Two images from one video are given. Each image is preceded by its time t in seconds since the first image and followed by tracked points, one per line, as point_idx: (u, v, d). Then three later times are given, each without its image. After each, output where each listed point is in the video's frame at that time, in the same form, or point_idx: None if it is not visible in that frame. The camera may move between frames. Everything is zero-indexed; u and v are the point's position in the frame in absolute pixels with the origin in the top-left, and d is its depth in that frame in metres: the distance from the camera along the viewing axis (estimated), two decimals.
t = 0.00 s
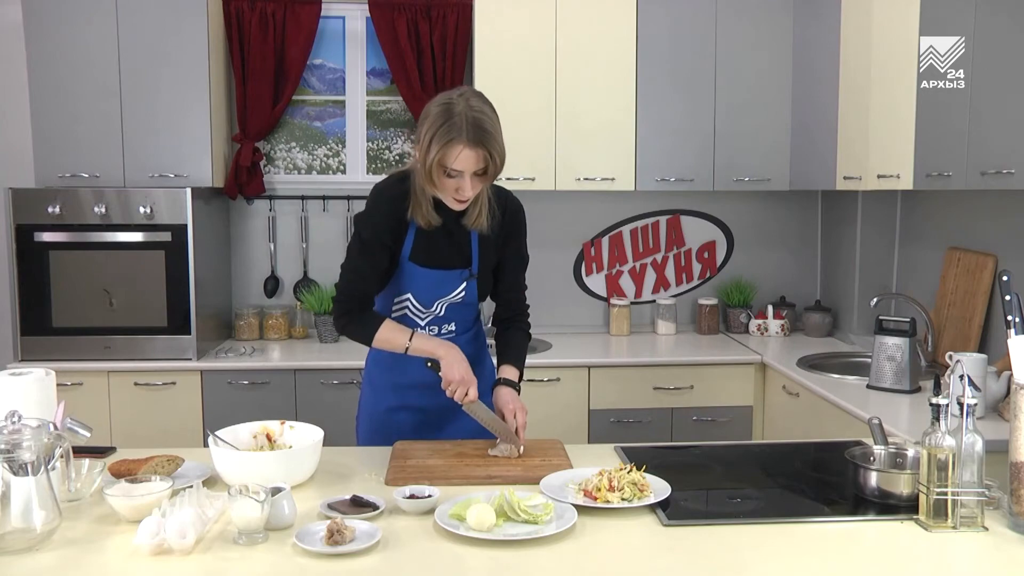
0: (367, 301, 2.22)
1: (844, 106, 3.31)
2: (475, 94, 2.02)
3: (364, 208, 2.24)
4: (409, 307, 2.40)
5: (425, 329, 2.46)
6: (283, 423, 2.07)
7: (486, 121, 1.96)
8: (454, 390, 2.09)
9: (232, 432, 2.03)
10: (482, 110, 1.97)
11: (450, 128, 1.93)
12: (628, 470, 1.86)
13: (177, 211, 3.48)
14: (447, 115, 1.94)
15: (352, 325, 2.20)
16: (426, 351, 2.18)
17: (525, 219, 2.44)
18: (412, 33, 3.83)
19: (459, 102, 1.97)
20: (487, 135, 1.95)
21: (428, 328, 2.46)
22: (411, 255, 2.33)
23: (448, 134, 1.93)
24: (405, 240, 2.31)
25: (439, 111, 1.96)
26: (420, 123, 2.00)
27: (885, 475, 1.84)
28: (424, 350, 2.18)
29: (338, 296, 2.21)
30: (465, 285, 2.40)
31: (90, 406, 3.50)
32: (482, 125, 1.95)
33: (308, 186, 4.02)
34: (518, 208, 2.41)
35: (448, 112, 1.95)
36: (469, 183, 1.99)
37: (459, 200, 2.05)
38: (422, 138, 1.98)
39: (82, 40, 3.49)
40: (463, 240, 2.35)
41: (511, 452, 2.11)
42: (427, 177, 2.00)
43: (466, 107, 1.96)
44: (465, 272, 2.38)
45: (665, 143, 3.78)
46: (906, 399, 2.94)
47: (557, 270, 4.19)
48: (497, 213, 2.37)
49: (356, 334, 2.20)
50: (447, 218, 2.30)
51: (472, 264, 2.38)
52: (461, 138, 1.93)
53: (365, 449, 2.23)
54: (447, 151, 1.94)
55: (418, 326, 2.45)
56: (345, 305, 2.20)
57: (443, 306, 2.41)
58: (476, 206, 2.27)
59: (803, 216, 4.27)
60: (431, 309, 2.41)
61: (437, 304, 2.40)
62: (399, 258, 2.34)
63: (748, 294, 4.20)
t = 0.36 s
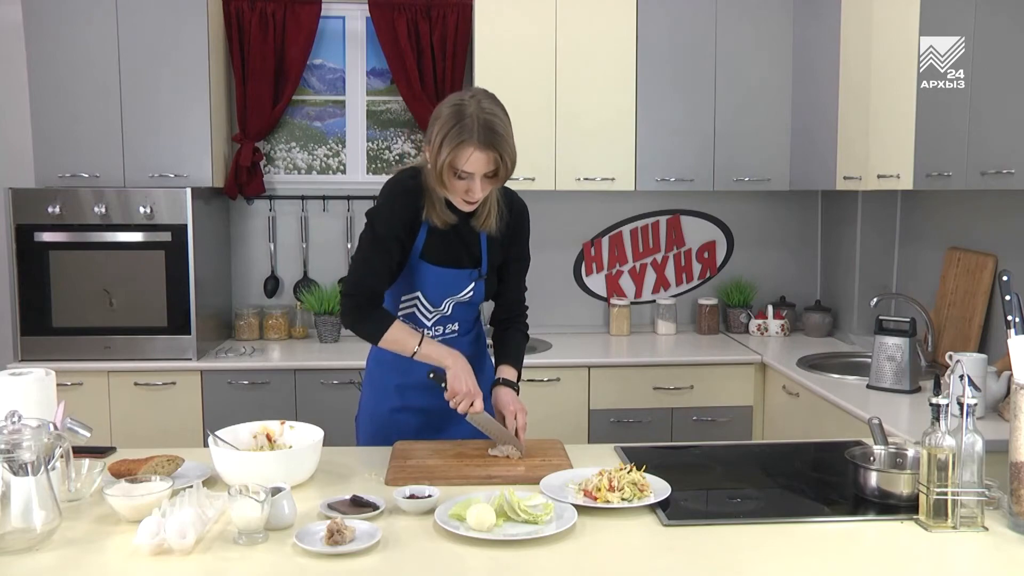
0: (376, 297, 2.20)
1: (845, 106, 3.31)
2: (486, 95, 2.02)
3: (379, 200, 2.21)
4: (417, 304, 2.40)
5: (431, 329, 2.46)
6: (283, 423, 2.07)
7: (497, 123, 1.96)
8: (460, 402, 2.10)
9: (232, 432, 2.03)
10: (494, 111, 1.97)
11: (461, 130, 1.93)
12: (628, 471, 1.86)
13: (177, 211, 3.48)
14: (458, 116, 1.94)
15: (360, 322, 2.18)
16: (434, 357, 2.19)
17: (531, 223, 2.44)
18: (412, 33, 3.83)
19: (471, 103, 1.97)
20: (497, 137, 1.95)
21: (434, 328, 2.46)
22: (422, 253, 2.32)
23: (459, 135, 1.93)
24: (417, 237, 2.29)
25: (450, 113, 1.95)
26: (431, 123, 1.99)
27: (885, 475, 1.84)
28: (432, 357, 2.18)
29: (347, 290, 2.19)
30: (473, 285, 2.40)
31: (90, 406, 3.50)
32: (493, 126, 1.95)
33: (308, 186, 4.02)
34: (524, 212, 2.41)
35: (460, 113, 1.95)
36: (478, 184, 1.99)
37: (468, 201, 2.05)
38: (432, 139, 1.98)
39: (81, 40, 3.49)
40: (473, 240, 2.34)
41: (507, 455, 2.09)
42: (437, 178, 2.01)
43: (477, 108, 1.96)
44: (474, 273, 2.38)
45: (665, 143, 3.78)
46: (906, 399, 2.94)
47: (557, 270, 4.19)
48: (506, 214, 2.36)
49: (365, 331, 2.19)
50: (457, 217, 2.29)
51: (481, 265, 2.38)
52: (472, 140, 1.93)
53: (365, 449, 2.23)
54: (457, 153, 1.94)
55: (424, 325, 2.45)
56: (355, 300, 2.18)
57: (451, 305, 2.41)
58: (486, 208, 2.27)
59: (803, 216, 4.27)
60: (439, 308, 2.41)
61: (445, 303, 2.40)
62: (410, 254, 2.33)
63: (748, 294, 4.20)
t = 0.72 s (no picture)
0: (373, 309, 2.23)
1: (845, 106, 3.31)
2: (478, 96, 2.02)
3: (370, 211, 2.21)
4: (414, 309, 2.40)
5: (429, 331, 2.46)
6: (283, 423, 2.07)
7: (490, 124, 1.96)
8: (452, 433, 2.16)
9: (232, 432, 2.03)
10: (486, 113, 1.97)
11: (454, 131, 1.93)
12: (628, 471, 1.86)
13: (177, 211, 3.48)
14: (450, 118, 1.95)
15: (359, 335, 2.21)
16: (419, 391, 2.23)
17: (527, 220, 2.43)
18: (412, 33, 3.83)
19: (463, 105, 1.97)
20: (491, 138, 1.95)
21: (433, 330, 2.46)
22: (416, 259, 2.31)
23: (452, 137, 1.93)
24: (410, 244, 2.29)
25: (443, 115, 1.96)
26: (423, 126, 2.00)
27: (885, 475, 1.84)
28: (417, 391, 2.22)
29: (347, 305, 2.22)
30: (469, 287, 2.39)
31: (90, 406, 3.50)
32: (486, 127, 1.95)
33: (308, 186, 4.02)
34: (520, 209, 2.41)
35: (452, 115, 1.95)
36: (472, 185, 1.99)
37: (463, 203, 2.05)
38: (425, 142, 1.98)
39: (81, 40, 3.49)
40: (467, 243, 2.34)
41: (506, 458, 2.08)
42: (431, 180, 2.01)
43: (470, 109, 1.96)
44: (469, 274, 2.38)
45: (665, 142, 3.78)
46: (906, 399, 2.94)
47: (557, 270, 4.19)
48: (501, 213, 2.36)
49: (363, 343, 2.22)
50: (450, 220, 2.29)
51: (476, 265, 2.38)
52: (465, 141, 1.93)
53: (365, 449, 2.23)
54: (451, 154, 1.94)
55: (422, 328, 2.45)
56: (352, 315, 2.21)
57: (447, 308, 2.41)
58: (479, 209, 2.27)
59: (803, 216, 4.27)
60: (435, 311, 2.40)
61: (441, 306, 2.40)
62: (404, 260, 2.32)
63: (748, 294, 4.20)
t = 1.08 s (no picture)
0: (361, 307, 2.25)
1: (845, 105, 3.31)
2: (455, 91, 2.02)
3: (355, 212, 2.25)
4: (405, 307, 2.40)
5: (424, 328, 2.46)
6: (283, 423, 2.07)
7: (468, 117, 1.96)
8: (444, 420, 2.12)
9: (232, 432, 2.03)
10: (464, 106, 1.98)
11: (432, 124, 1.93)
12: (628, 471, 1.86)
13: (177, 211, 3.48)
14: (427, 112, 1.95)
15: (348, 333, 2.23)
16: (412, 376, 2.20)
17: (518, 216, 2.43)
18: (412, 33, 3.83)
19: (441, 98, 1.97)
20: (469, 130, 1.95)
21: (427, 327, 2.46)
22: (403, 258, 2.33)
23: (430, 130, 1.93)
24: (396, 243, 2.31)
25: (421, 109, 1.96)
26: (402, 121, 2.00)
27: (885, 475, 1.84)
28: (410, 376, 2.20)
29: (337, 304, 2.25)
30: (460, 284, 2.39)
31: (90, 406, 3.50)
32: (464, 120, 1.95)
33: (308, 186, 4.02)
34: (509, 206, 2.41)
35: (430, 109, 1.95)
36: (453, 179, 1.98)
37: (445, 198, 2.04)
38: (404, 137, 1.98)
39: (82, 40, 3.49)
40: (455, 240, 2.34)
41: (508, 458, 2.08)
42: (411, 175, 2.00)
43: (448, 103, 1.96)
44: (459, 271, 2.38)
45: (666, 142, 3.78)
46: (906, 399, 2.94)
47: (557, 270, 4.19)
48: (488, 210, 2.36)
49: (352, 340, 2.23)
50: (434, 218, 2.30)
51: (466, 262, 2.38)
52: (443, 134, 1.93)
53: (365, 449, 2.23)
54: (429, 147, 1.94)
55: (416, 325, 2.45)
56: (340, 313, 2.24)
57: (439, 305, 2.41)
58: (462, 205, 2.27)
59: (803, 215, 4.27)
60: (427, 308, 2.41)
61: (433, 303, 2.40)
62: (392, 259, 2.34)
63: (748, 294, 4.20)
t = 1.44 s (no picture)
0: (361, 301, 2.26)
1: (846, 105, 3.31)
2: (465, 92, 2.02)
3: (360, 208, 2.26)
4: (406, 306, 2.40)
5: (424, 328, 2.45)
6: (283, 423, 2.07)
7: (478, 118, 1.96)
8: (447, 395, 2.10)
9: (232, 432, 2.03)
10: (473, 107, 1.98)
11: (442, 125, 1.93)
12: (628, 471, 1.86)
13: (177, 211, 3.48)
14: (437, 112, 1.95)
15: (346, 326, 2.23)
16: (416, 356, 2.20)
17: (522, 218, 2.43)
18: (412, 33, 3.83)
19: (451, 99, 1.97)
20: (478, 131, 1.95)
21: (427, 327, 2.45)
22: (406, 255, 2.33)
23: (440, 130, 1.93)
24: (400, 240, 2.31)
25: (430, 110, 1.96)
26: (411, 121, 1.99)
27: (885, 475, 1.84)
28: (413, 355, 2.19)
29: (336, 296, 2.25)
30: (462, 283, 2.40)
31: (90, 406, 3.50)
32: (474, 120, 1.95)
33: (308, 186, 4.02)
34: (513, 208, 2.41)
35: (440, 109, 1.95)
36: (461, 180, 1.98)
37: (452, 199, 2.04)
38: (413, 137, 1.98)
39: (82, 39, 3.49)
40: (458, 240, 2.35)
41: (507, 459, 2.08)
42: (419, 175, 2.00)
43: (457, 104, 1.96)
44: (461, 271, 2.38)
45: (666, 142, 3.78)
46: (906, 399, 2.94)
47: (557, 270, 4.19)
48: (493, 210, 2.37)
49: (349, 333, 2.24)
50: (439, 217, 2.30)
51: (469, 263, 2.38)
52: (453, 134, 1.93)
53: (365, 449, 2.23)
54: (439, 147, 1.94)
55: (417, 325, 2.44)
56: (340, 306, 2.24)
57: (441, 304, 2.41)
58: (467, 205, 2.27)
59: (803, 216, 4.27)
60: (429, 307, 2.40)
61: (435, 303, 2.40)
62: (394, 256, 2.34)
63: (748, 294, 4.20)
